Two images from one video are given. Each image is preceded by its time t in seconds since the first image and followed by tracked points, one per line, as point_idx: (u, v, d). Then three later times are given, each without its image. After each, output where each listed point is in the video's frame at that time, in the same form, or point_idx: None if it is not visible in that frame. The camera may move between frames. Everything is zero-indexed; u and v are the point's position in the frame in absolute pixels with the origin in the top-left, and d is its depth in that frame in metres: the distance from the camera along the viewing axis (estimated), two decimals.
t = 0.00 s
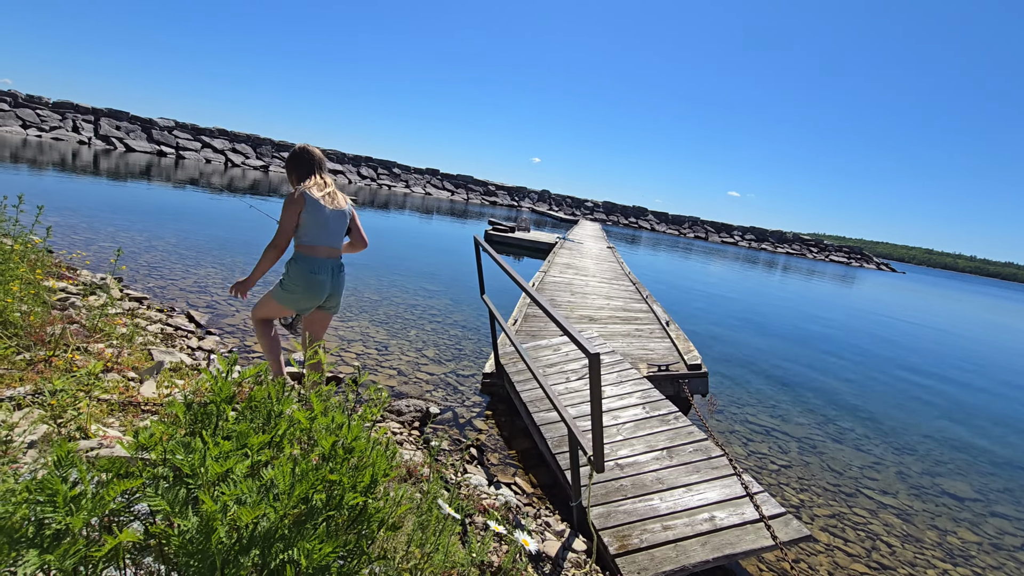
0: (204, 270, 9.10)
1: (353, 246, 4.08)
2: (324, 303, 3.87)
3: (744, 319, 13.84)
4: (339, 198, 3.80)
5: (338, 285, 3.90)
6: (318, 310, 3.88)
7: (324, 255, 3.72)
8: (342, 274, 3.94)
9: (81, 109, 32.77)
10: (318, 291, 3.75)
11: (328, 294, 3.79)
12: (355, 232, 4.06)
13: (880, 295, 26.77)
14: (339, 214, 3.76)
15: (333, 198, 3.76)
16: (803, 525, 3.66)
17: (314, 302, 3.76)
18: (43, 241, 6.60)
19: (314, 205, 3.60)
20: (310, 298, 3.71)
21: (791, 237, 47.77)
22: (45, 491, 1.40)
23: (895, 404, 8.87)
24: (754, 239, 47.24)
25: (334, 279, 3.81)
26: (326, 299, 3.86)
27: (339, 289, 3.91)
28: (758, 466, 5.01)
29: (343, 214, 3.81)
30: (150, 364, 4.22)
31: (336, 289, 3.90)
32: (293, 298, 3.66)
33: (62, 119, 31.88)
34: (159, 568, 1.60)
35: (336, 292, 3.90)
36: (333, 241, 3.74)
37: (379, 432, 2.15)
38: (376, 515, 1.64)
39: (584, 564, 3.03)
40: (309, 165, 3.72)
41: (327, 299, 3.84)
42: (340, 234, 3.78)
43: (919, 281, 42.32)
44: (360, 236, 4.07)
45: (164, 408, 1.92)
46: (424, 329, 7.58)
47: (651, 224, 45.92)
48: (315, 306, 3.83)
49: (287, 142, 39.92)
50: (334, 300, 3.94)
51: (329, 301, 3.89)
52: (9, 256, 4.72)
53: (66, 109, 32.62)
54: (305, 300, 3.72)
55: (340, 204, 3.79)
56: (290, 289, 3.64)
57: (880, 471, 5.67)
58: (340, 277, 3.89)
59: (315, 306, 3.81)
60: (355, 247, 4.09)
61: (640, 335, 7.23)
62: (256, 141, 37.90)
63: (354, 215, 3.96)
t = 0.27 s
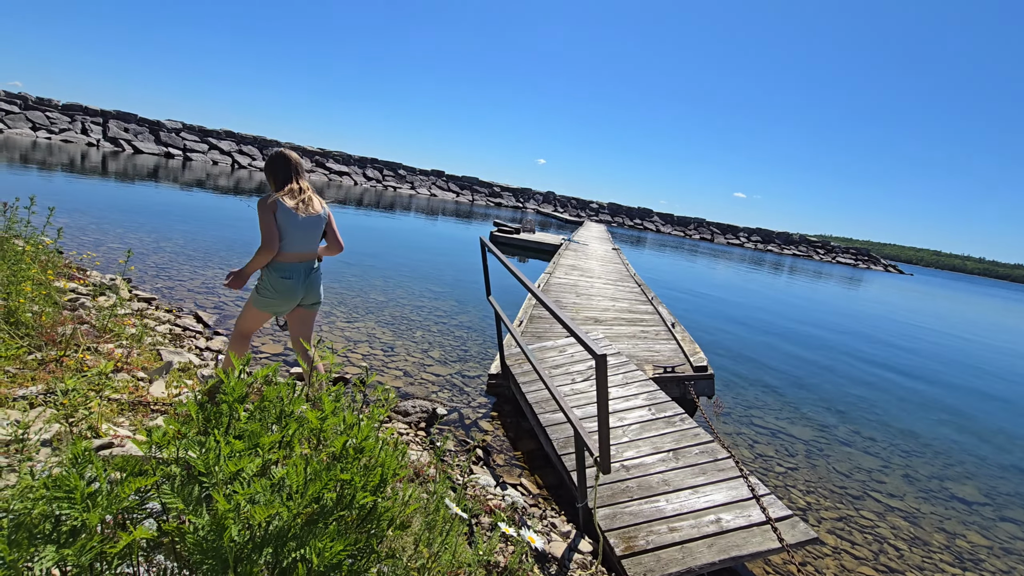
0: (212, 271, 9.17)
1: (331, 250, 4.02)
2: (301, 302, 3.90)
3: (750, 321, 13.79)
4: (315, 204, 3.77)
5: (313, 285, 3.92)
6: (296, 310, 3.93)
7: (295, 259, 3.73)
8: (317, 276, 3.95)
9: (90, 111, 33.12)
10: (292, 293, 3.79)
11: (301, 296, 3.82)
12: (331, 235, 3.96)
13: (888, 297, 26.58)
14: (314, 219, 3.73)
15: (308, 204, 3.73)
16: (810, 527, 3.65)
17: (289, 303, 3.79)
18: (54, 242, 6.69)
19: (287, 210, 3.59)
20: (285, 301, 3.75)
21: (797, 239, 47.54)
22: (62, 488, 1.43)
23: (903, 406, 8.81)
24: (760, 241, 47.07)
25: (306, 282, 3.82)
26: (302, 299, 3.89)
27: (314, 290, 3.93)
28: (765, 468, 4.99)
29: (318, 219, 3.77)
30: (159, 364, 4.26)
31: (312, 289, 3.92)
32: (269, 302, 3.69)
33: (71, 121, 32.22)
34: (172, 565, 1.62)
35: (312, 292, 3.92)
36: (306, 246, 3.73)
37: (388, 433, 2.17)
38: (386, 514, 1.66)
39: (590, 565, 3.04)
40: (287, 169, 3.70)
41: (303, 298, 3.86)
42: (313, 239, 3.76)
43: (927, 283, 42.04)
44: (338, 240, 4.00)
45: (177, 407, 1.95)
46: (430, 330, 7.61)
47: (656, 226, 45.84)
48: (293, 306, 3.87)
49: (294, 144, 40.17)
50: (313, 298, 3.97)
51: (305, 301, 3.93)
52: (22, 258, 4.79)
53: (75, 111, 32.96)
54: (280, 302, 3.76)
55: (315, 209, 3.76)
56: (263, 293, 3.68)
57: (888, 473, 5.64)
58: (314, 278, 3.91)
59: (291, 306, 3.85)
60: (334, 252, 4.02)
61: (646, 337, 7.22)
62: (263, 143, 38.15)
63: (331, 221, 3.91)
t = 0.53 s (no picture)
0: (231, 273, 9.35)
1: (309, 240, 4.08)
2: (284, 294, 3.88)
3: (766, 325, 13.64)
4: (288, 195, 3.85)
5: (296, 276, 3.92)
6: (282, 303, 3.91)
7: (277, 249, 3.79)
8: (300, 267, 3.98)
9: (114, 117, 33.94)
10: (274, 281, 3.78)
11: (284, 283, 3.80)
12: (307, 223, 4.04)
13: (909, 301, 26.08)
14: (289, 209, 3.81)
15: (281, 196, 3.81)
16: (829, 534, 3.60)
17: (273, 293, 3.79)
18: (80, 245, 6.87)
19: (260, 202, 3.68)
20: (268, 288, 3.74)
21: (815, 242, 46.86)
22: (95, 484, 1.48)
23: (924, 412, 8.64)
24: (776, 243, 46.48)
25: (290, 271, 3.84)
26: (286, 290, 3.87)
27: (297, 280, 3.93)
28: (781, 473, 4.94)
29: (293, 209, 3.85)
30: (181, 366, 4.35)
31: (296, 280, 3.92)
32: (252, 290, 3.70)
33: (95, 127, 33.03)
34: (197, 562, 1.67)
35: (295, 284, 3.91)
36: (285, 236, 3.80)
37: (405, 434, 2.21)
38: (404, 514, 1.69)
39: (605, 568, 3.04)
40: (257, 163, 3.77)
41: (286, 287, 3.84)
42: (292, 229, 3.83)
43: (950, 286, 41.11)
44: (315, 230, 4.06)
45: (201, 409, 2.01)
46: (444, 333, 7.66)
47: (671, 228, 45.54)
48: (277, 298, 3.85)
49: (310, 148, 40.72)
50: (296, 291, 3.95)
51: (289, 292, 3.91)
52: (49, 261, 4.94)
53: (99, 118, 33.79)
54: (264, 292, 3.76)
55: (288, 199, 3.84)
56: (246, 283, 3.70)
57: (909, 481, 5.54)
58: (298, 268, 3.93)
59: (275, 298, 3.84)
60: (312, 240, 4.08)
61: (660, 341, 7.19)
62: (280, 148, 38.72)
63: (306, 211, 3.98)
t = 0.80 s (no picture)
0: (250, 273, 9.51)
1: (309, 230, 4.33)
2: (282, 283, 4.15)
3: (785, 325, 13.44)
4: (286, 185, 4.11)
5: (294, 266, 4.19)
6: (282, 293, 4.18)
7: (277, 238, 4.05)
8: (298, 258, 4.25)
9: (137, 121, 34.72)
10: (275, 271, 4.04)
11: (286, 272, 4.06)
12: (306, 215, 4.29)
13: (933, 301, 25.46)
14: (287, 200, 4.07)
15: (280, 186, 4.08)
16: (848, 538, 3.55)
17: (273, 282, 4.05)
18: (106, 245, 7.06)
19: (260, 191, 3.96)
20: (270, 278, 4.00)
21: (836, 241, 46.00)
22: (122, 476, 1.53)
23: (949, 415, 8.44)
24: (795, 243, 45.74)
25: (290, 261, 4.10)
26: (284, 279, 4.14)
27: (295, 270, 4.20)
28: (799, 475, 4.87)
29: (291, 199, 4.10)
30: (202, 363, 4.44)
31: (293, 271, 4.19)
32: (256, 279, 3.96)
33: (119, 130, 33.82)
34: (220, 553, 1.71)
35: (293, 273, 4.19)
36: (284, 225, 4.06)
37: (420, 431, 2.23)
38: (421, 509, 1.72)
39: (619, 568, 3.04)
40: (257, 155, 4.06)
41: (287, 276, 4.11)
42: (291, 219, 4.08)
43: (976, 287, 40.03)
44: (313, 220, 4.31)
45: (223, 404, 2.06)
46: (459, 332, 7.70)
47: (687, 228, 45.10)
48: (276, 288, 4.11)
49: (327, 150, 41.18)
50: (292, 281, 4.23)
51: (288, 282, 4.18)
52: (77, 261, 5.08)
53: (123, 121, 34.62)
54: (265, 282, 4.02)
55: (286, 189, 4.10)
56: (249, 273, 3.96)
57: (932, 484, 5.42)
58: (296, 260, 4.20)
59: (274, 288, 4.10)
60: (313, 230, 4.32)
61: (676, 341, 7.13)
62: (297, 149, 39.23)
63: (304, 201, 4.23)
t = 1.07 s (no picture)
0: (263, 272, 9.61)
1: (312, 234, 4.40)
2: (282, 281, 4.23)
3: (798, 325, 13.30)
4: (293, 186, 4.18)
5: (294, 265, 4.28)
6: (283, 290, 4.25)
7: (279, 237, 4.12)
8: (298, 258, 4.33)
9: (152, 122, 35.23)
10: (274, 268, 4.11)
11: (286, 270, 4.14)
12: (310, 217, 4.34)
13: (951, 301, 25.02)
14: (292, 201, 4.13)
15: (287, 187, 4.14)
16: (861, 539, 3.51)
17: (274, 279, 4.12)
18: (123, 244, 7.18)
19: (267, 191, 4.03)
20: (271, 275, 4.06)
21: (850, 240, 45.38)
22: (140, 470, 1.57)
23: (966, 417, 8.30)
24: (809, 241, 45.20)
25: (289, 260, 4.19)
26: (284, 276, 4.22)
27: (294, 269, 4.28)
28: (812, 476, 4.83)
29: (297, 201, 4.18)
30: (216, 360, 4.51)
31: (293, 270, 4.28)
32: (257, 276, 4.04)
33: (135, 132, 34.34)
34: (234, 547, 1.74)
35: (293, 271, 4.27)
36: (287, 226, 4.14)
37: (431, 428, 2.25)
38: (431, 505, 1.74)
39: (629, 566, 3.03)
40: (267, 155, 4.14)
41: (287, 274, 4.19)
42: (294, 220, 4.16)
43: (995, 286, 39.27)
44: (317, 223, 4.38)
45: (238, 400, 2.09)
46: (469, 331, 7.72)
47: (698, 226, 44.79)
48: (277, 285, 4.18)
49: (338, 150, 41.48)
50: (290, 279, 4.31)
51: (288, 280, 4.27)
52: (94, 260, 5.17)
53: (139, 122, 35.12)
54: (266, 279, 4.09)
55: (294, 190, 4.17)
56: (249, 269, 4.03)
57: (948, 486, 5.34)
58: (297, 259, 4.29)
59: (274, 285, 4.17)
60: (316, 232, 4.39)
61: (687, 340, 7.09)
62: (309, 149, 39.53)
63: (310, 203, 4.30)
